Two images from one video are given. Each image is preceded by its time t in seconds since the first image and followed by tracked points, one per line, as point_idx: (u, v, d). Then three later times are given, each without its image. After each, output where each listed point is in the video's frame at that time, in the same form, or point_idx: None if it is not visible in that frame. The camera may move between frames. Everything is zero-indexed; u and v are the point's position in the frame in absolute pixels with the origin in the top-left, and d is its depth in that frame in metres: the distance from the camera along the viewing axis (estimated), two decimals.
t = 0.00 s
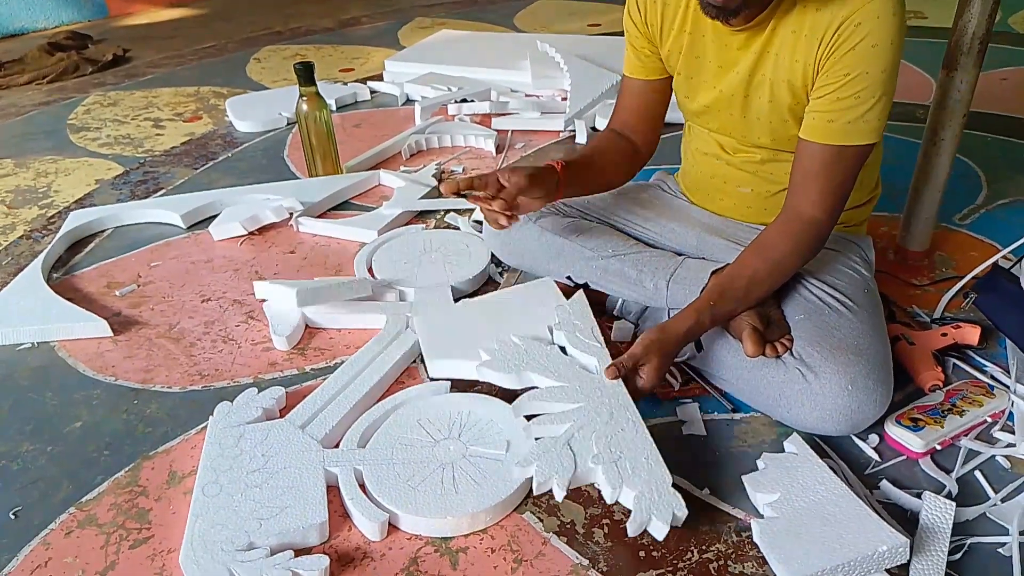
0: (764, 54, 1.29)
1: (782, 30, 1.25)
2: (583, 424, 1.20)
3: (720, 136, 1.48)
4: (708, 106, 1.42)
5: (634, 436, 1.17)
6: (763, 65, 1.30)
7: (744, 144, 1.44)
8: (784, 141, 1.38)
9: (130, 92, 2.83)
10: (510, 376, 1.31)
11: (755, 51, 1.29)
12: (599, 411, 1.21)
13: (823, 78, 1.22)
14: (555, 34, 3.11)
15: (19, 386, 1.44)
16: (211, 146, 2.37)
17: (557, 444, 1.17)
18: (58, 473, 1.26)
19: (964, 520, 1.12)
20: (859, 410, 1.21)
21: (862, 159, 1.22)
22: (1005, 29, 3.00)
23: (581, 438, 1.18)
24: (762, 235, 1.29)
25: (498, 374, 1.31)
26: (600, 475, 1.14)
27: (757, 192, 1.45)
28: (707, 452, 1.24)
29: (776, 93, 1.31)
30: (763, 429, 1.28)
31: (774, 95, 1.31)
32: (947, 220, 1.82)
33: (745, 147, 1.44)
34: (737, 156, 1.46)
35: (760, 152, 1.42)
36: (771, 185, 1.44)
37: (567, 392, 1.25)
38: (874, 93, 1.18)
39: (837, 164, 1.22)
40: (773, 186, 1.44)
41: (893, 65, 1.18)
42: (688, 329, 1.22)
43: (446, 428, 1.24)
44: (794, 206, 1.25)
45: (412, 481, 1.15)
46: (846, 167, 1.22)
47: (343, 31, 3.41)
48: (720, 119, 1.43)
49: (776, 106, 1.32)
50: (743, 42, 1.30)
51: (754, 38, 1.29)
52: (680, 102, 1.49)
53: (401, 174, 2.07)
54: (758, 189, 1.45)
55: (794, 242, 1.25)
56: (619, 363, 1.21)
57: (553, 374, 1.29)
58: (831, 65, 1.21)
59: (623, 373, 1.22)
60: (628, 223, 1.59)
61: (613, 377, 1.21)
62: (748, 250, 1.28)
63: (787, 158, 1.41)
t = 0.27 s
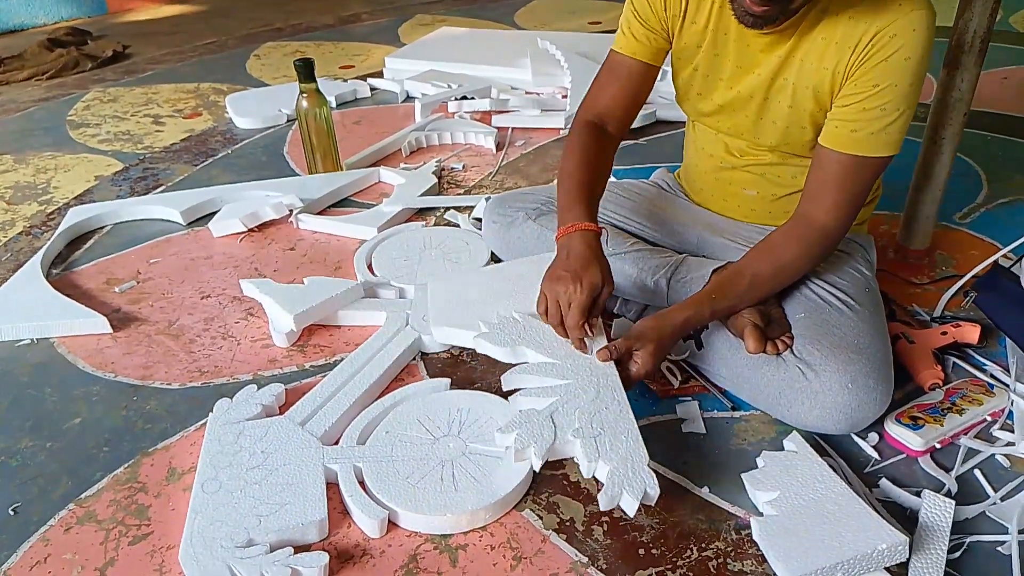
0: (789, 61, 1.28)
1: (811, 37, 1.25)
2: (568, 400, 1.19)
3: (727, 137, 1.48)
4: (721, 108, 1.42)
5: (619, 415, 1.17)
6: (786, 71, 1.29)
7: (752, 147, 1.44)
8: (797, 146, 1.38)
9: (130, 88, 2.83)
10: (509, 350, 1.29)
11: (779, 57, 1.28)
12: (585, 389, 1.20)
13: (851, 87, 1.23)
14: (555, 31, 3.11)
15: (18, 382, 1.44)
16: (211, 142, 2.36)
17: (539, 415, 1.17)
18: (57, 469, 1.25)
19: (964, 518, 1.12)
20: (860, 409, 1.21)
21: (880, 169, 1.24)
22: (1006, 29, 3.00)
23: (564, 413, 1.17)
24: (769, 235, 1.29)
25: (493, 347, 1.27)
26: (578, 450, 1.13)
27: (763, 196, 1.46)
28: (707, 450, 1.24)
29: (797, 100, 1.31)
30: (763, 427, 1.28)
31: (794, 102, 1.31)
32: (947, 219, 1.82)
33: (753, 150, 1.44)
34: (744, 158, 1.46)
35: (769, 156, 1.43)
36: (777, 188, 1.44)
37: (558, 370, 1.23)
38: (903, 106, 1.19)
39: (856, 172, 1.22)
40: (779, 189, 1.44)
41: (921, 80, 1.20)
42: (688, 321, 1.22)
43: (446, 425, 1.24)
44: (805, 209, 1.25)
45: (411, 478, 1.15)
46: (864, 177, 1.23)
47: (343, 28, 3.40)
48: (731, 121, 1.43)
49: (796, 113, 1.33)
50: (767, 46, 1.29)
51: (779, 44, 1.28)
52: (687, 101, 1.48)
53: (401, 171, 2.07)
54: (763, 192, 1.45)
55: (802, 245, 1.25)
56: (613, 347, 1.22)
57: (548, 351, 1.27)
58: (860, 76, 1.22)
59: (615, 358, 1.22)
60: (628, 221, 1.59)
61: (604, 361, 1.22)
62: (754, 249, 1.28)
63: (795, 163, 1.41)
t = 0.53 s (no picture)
0: (798, 61, 1.28)
1: (822, 38, 1.24)
2: (575, 411, 1.17)
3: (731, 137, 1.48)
4: (727, 107, 1.42)
5: (628, 427, 1.16)
6: (796, 71, 1.29)
7: (757, 147, 1.44)
8: (802, 146, 1.38)
9: (131, 91, 2.83)
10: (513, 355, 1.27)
11: (788, 56, 1.28)
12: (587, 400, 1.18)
13: (860, 89, 1.23)
14: (556, 32, 3.11)
15: (22, 385, 1.44)
16: (212, 145, 2.37)
17: (548, 428, 1.15)
18: (61, 472, 1.26)
19: (967, 518, 1.12)
20: (862, 410, 1.21)
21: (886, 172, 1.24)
22: (1008, 27, 3.00)
23: (571, 425, 1.16)
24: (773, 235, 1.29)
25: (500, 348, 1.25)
26: (588, 465, 1.12)
27: (765, 196, 1.46)
28: (709, 451, 1.24)
29: (804, 101, 1.31)
30: (765, 427, 1.28)
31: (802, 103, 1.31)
32: (949, 218, 1.82)
33: (758, 150, 1.44)
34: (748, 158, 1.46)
35: (774, 156, 1.43)
36: (779, 188, 1.44)
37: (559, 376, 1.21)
38: (911, 111, 1.19)
39: (863, 175, 1.22)
40: (782, 190, 1.44)
41: (931, 85, 1.20)
42: (691, 321, 1.21)
43: (448, 427, 1.24)
44: (810, 209, 1.25)
45: (414, 480, 1.15)
46: (870, 179, 1.23)
47: (344, 30, 3.40)
48: (736, 120, 1.42)
49: (803, 114, 1.33)
50: (778, 45, 1.29)
51: (790, 43, 1.28)
52: (693, 98, 1.48)
53: (402, 173, 2.07)
54: (766, 192, 1.45)
55: (807, 245, 1.25)
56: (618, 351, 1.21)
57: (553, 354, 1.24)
58: (870, 78, 1.21)
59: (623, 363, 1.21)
60: (630, 223, 1.59)
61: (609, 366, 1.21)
62: (758, 249, 1.28)
63: (799, 164, 1.41)
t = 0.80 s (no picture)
0: (790, 59, 1.29)
1: (814, 35, 1.25)
2: (623, 421, 1.20)
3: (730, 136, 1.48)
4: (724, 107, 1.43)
5: (677, 433, 1.18)
6: (790, 69, 1.29)
7: (755, 146, 1.44)
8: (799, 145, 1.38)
9: (132, 96, 2.84)
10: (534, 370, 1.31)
11: (780, 54, 1.29)
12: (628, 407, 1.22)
13: (851, 87, 1.23)
14: (556, 33, 3.11)
15: (25, 391, 1.44)
16: (214, 149, 2.37)
17: (602, 441, 1.17)
18: (64, 478, 1.26)
19: (971, 517, 1.11)
20: (865, 408, 1.21)
21: (879, 170, 1.23)
22: (1009, 23, 2.99)
23: (623, 436, 1.18)
24: (771, 234, 1.29)
25: (520, 366, 1.30)
26: (650, 474, 1.13)
27: (765, 195, 1.46)
28: (713, 451, 1.24)
29: (798, 100, 1.31)
30: (768, 428, 1.28)
31: (796, 102, 1.31)
32: (951, 216, 1.81)
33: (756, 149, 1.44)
34: (747, 157, 1.46)
35: (772, 154, 1.43)
36: (779, 186, 1.44)
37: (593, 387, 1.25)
38: (902, 107, 1.19)
39: (858, 173, 1.22)
40: (782, 188, 1.44)
41: (923, 82, 1.19)
42: (697, 324, 1.22)
43: (451, 429, 1.24)
44: (806, 208, 1.25)
45: (417, 482, 1.15)
46: (864, 176, 1.23)
47: (344, 33, 3.41)
48: (733, 119, 1.43)
49: (797, 112, 1.33)
50: (772, 43, 1.30)
51: (782, 41, 1.28)
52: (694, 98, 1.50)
53: (403, 175, 2.07)
54: (766, 190, 1.45)
55: (804, 244, 1.25)
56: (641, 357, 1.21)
57: (577, 368, 1.29)
58: (861, 76, 1.21)
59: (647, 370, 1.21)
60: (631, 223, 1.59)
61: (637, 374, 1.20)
62: (757, 249, 1.28)
63: (797, 162, 1.41)
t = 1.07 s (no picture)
0: (781, 45, 1.29)
1: (804, 21, 1.25)
2: (635, 408, 1.17)
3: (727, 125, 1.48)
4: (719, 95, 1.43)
5: (685, 421, 1.17)
6: (779, 56, 1.30)
7: (752, 135, 1.44)
8: (794, 134, 1.38)
9: (130, 91, 2.83)
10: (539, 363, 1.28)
11: (772, 41, 1.30)
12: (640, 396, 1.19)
13: (840, 74, 1.22)
14: (555, 29, 3.10)
15: (22, 386, 1.44)
16: (212, 144, 2.37)
17: (617, 427, 1.14)
18: (61, 473, 1.26)
19: (968, 515, 1.11)
20: (864, 405, 1.21)
21: (871, 158, 1.23)
22: (1009, 22, 2.99)
23: (637, 421, 1.15)
24: (768, 229, 1.28)
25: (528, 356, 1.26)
26: (666, 460, 1.11)
27: (762, 183, 1.45)
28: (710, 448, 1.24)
29: (790, 87, 1.31)
30: (765, 425, 1.28)
31: (788, 89, 1.31)
32: (950, 214, 1.81)
33: (752, 137, 1.44)
34: (744, 147, 1.46)
35: (767, 143, 1.42)
36: (776, 176, 1.44)
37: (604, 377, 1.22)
38: (888, 93, 1.18)
39: (847, 161, 1.21)
40: (779, 176, 1.44)
41: (909, 68, 1.18)
42: (697, 322, 1.22)
43: (449, 425, 1.24)
44: (800, 201, 1.25)
45: (415, 478, 1.15)
46: (854, 165, 1.22)
47: (343, 29, 3.40)
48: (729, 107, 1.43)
49: (790, 99, 1.33)
50: (762, 30, 1.31)
51: (773, 27, 1.29)
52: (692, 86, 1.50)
53: (402, 171, 2.07)
54: (763, 179, 1.45)
55: (799, 237, 1.24)
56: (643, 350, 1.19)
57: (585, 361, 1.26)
58: (848, 62, 1.21)
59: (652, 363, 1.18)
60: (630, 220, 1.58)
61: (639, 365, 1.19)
62: (754, 245, 1.28)
63: (793, 150, 1.41)
